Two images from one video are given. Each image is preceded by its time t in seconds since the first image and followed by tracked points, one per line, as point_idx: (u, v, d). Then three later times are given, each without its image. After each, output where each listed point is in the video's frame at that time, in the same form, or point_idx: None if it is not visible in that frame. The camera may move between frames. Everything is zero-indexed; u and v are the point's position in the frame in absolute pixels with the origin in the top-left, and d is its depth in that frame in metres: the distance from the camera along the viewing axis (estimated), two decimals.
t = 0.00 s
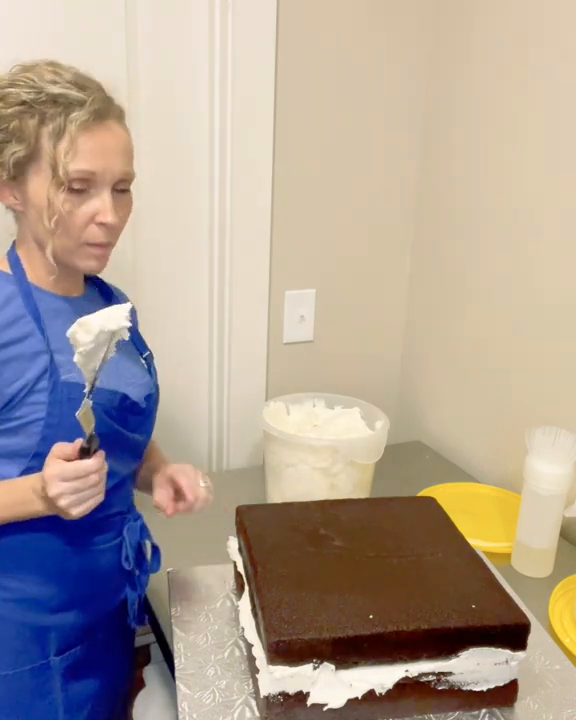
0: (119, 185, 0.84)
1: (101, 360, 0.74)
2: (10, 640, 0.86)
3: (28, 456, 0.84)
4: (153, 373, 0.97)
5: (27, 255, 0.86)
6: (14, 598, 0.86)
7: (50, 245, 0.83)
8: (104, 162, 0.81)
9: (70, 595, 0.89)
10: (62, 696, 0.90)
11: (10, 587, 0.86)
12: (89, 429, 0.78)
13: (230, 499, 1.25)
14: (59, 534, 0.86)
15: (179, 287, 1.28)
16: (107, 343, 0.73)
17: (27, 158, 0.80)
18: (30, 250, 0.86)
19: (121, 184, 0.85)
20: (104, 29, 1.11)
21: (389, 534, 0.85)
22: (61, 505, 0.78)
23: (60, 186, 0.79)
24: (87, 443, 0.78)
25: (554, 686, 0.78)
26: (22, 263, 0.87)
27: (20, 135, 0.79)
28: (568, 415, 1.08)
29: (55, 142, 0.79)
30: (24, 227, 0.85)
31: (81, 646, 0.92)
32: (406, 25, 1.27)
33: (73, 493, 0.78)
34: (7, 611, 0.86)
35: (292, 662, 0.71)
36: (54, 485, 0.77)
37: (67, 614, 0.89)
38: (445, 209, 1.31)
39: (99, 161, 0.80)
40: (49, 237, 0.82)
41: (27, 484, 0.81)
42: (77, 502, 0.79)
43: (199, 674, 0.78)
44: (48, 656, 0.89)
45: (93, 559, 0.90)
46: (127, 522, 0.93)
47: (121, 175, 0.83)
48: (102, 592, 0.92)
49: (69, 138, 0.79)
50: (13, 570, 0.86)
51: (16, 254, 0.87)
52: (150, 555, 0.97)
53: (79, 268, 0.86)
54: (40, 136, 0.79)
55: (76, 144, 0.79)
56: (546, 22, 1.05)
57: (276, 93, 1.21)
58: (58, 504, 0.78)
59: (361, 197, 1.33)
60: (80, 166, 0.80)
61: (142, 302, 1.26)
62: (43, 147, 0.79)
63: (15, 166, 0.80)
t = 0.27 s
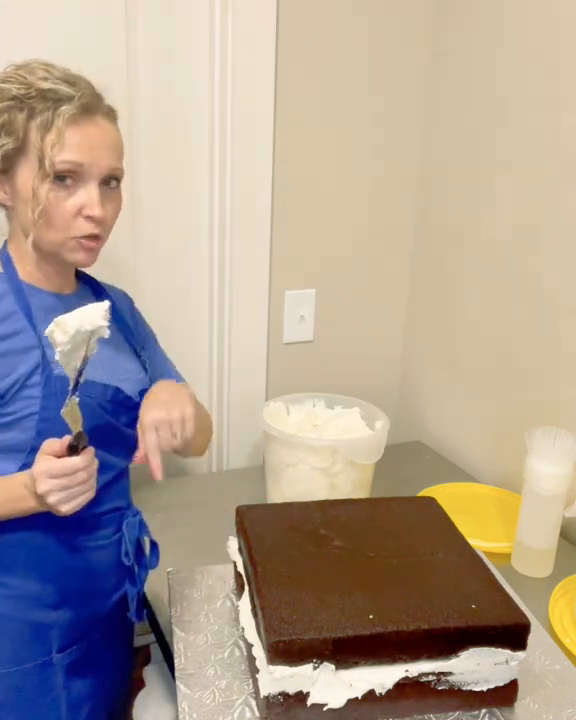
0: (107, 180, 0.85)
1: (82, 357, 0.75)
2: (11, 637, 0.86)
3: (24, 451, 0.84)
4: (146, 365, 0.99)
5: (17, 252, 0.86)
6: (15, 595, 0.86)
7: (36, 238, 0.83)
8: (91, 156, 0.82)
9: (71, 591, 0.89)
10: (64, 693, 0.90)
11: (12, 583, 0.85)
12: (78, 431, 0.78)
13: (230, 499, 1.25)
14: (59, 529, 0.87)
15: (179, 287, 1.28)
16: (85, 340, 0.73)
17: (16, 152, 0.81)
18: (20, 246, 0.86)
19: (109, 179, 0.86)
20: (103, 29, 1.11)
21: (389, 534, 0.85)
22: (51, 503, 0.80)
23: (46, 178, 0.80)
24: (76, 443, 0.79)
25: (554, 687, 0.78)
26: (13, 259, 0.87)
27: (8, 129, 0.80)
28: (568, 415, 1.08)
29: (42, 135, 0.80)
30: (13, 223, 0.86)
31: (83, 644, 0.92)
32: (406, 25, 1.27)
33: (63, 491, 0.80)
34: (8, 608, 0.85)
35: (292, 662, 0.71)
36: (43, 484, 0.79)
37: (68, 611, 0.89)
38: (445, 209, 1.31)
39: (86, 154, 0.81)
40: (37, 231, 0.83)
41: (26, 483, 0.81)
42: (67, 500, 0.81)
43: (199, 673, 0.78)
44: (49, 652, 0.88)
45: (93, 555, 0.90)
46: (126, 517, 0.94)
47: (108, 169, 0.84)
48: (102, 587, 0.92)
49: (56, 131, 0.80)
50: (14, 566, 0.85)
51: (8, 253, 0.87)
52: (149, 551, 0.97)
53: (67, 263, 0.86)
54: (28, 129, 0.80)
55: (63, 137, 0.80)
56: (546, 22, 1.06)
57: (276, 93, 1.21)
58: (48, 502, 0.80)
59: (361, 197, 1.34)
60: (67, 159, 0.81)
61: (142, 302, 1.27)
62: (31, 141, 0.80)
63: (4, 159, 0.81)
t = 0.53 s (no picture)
0: (103, 180, 0.85)
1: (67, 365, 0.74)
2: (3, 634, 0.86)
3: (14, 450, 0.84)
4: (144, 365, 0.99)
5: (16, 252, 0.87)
6: (8, 592, 0.86)
7: (34, 239, 0.83)
8: (87, 157, 0.82)
9: (64, 589, 0.89)
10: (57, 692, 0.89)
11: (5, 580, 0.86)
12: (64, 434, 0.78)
13: (230, 499, 1.25)
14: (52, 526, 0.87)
15: (178, 286, 1.28)
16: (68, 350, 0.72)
17: (12, 153, 0.81)
18: (19, 247, 0.86)
19: (106, 179, 0.86)
20: (104, 29, 1.11)
21: (389, 534, 0.85)
22: (37, 505, 0.80)
23: (42, 179, 0.80)
24: (63, 447, 0.79)
25: (554, 687, 0.78)
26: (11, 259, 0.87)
27: (5, 131, 0.81)
28: (568, 415, 1.08)
29: (38, 136, 0.80)
30: (12, 224, 0.86)
31: (76, 643, 0.91)
32: (407, 25, 1.27)
33: (49, 493, 0.80)
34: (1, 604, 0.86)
35: (292, 662, 0.71)
36: (29, 485, 0.79)
37: (61, 608, 0.89)
38: (445, 209, 1.31)
39: (82, 155, 0.81)
40: (35, 232, 0.83)
41: (14, 483, 0.81)
42: (53, 502, 0.81)
43: (199, 673, 0.78)
44: (41, 650, 0.88)
45: (87, 553, 0.90)
46: (121, 518, 0.94)
47: (104, 169, 0.84)
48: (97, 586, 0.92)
49: (52, 132, 0.80)
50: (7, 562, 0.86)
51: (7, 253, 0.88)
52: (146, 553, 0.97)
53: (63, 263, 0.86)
54: (25, 131, 0.80)
55: (59, 138, 0.80)
56: (546, 22, 1.05)
57: (276, 93, 1.21)
58: (33, 504, 0.80)
59: (362, 197, 1.34)
60: (63, 160, 0.81)
61: (142, 302, 1.27)
62: (27, 142, 0.80)
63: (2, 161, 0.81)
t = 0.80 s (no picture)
0: (113, 180, 0.85)
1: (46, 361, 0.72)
2: None
3: None
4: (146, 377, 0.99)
5: (27, 253, 0.88)
6: None
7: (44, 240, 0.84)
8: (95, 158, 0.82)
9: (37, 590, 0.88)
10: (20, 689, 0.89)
11: None
12: (43, 428, 0.77)
13: (230, 499, 1.25)
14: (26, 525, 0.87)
15: (178, 286, 1.28)
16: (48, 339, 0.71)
17: (22, 155, 0.81)
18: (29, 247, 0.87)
19: (114, 180, 0.86)
20: (104, 29, 1.11)
21: (389, 534, 0.85)
22: (11, 497, 0.80)
23: (51, 181, 0.81)
24: (41, 443, 0.78)
25: (554, 686, 0.78)
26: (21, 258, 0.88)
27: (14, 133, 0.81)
28: (568, 415, 1.08)
29: (47, 138, 0.80)
30: (23, 225, 0.87)
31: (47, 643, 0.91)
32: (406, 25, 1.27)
33: (23, 488, 0.80)
34: None
35: (292, 662, 0.71)
36: (6, 476, 0.79)
37: (31, 607, 0.89)
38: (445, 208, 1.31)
39: (90, 156, 0.81)
40: (45, 232, 0.83)
41: None
42: (27, 497, 0.80)
43: (199, 673, 0.78)
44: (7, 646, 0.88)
45: (63, 556, 0.90)
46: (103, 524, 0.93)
47: (112, 170, 0.84)
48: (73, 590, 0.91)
49: (59, 134, 0.80)
50: None
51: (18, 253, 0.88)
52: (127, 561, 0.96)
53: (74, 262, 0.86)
54: (33, 133, 0.80)
55: (67, 140, 0.80)
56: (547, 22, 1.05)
57: (276, 93, 1.21)
58: (8, 496, 0.80)
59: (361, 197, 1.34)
60: (71, 161, 0.81)
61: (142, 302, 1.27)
62: (35, 144, 0.80)
63: (12, 163, 0.82)
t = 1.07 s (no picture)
0: (85, 180, 0.85)
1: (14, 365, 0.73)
2: None
3: None
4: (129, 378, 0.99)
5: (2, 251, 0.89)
6: None
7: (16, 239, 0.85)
8: (65, 157, 0.82)
9: (19, 598, 0.90)
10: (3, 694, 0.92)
11: None
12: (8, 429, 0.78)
13: (230, 499, 1.25)
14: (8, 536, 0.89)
15: (178, 286, 1.29)
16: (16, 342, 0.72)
17: None
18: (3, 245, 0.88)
19: (86, 179, 0.86)
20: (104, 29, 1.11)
21: (389, 534, 0.85)
22: None
23: (20, 181, 0.81)
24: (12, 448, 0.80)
25: (555, 687, 0.78)
26: None
27: None
28: (568, 415, 1.08)
29: (15, 138, 0.80)
30: None
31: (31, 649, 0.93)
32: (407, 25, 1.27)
33: None
34: None
35: (292, 662, 0.71)
36: None
37: (12, 616, 0.90)
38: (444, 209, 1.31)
39: (60, 155, 0.81)
40: (17, 233, 0.84)
41: None
42: None
43: (199, 673, 0.78)
44: None
45: (44, 564, 0.91)
46: (87, 530, 0.95)
47: (83, 169, 0.84)
48: (55, 597, 0.93)
49: (28, 134, 0.80)
50: None
51: None
52: (112, 571, 0.98)
53: (48, 262, 0.87)
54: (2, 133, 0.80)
55: (36, 140, 0.80)
56: (547, 22, 1.05)
57: (276, 93, 1.21)
58: None
59: (361, 197, 1.34)
60: (40, 162, 0.81)
61: (142, 302, 1.27)
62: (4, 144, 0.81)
63: None
